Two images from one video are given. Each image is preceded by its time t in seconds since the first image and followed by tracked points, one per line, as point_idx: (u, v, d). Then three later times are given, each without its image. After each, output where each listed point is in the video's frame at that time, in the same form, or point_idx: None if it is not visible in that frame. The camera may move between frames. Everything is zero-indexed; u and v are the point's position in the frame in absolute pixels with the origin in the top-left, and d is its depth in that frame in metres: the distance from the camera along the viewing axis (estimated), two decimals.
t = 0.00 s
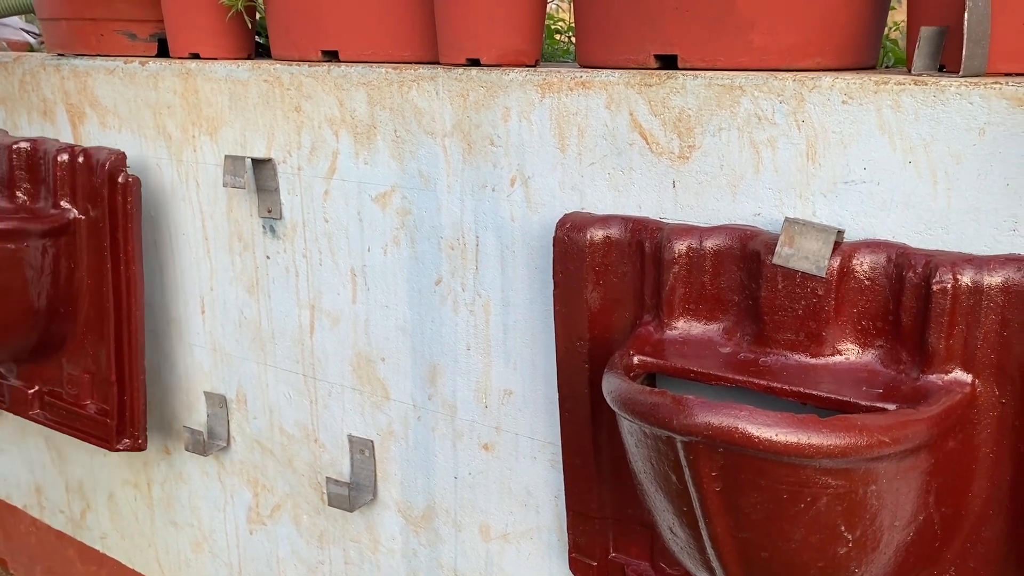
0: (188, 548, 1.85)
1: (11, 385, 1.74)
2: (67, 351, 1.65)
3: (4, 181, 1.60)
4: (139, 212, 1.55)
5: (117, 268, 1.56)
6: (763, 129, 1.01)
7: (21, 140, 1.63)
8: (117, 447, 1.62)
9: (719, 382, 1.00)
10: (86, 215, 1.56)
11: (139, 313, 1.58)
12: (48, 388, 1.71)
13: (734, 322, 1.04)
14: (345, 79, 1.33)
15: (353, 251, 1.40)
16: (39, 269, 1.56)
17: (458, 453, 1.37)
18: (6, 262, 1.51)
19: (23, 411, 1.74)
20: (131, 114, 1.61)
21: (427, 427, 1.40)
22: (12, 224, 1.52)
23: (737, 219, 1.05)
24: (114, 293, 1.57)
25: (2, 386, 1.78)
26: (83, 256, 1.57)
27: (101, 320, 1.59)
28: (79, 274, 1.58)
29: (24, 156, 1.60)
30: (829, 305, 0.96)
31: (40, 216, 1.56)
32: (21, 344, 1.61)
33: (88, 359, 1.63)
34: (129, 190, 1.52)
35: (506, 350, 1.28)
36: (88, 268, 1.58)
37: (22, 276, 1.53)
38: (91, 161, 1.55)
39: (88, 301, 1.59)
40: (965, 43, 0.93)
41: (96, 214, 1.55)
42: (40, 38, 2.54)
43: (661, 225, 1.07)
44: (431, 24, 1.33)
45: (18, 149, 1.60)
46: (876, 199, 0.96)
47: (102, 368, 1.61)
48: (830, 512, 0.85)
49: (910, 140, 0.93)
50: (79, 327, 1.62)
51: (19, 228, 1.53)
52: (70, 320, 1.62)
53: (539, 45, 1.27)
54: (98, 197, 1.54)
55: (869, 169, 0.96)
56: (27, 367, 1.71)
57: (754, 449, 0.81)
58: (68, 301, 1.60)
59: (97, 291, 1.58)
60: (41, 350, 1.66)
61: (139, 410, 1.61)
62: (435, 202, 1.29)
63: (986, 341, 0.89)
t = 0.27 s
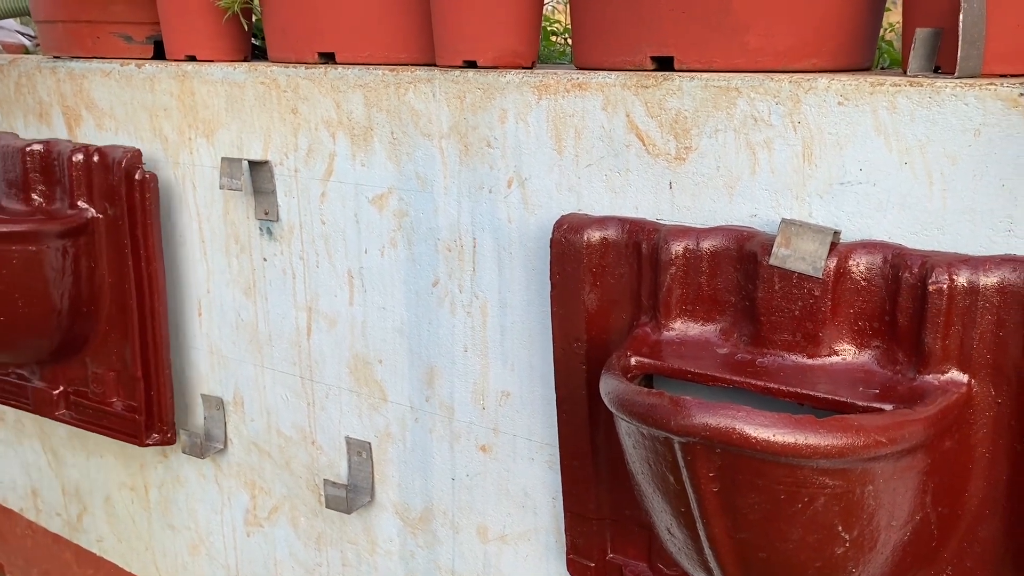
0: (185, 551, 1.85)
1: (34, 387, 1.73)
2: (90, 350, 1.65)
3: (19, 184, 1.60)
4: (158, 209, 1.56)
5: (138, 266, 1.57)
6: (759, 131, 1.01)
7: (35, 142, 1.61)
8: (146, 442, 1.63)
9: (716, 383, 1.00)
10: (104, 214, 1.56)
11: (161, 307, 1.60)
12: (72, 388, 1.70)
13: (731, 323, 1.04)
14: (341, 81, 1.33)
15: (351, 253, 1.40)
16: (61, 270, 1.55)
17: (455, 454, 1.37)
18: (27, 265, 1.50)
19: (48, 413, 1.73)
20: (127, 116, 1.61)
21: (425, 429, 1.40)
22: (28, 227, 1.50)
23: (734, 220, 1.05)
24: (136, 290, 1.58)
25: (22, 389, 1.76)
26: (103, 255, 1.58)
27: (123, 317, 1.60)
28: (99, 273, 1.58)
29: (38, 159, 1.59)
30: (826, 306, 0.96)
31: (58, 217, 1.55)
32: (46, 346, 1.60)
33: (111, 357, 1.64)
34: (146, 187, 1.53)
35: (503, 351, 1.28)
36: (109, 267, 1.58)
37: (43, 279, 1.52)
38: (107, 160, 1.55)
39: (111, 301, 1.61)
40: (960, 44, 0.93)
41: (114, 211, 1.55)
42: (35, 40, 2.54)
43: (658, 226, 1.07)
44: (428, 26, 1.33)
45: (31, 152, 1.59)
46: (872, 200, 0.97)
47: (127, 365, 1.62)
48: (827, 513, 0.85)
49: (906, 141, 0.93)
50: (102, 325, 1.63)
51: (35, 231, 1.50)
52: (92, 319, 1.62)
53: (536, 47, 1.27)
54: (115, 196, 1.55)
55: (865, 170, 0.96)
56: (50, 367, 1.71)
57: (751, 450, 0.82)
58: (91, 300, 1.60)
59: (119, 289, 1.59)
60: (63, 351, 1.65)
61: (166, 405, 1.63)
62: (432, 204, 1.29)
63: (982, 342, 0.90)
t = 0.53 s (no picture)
0: (182, 554, 1.84)
1: (39, 390, 1.73)
2: (98, 352, 1.65)
3: (27, 188, 1.61)
4: (169, 213, 1.57)
5: (148, 270, 1.58)
6: (753, 134, 1.02)
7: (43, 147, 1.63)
8: (154, 443, 1.64)
9: (711, 385, 1.00)
10: (113, 217, 1.57)
11: (169, 310, 1.60)
12: (79, 390, 1.70)
13: (727, 326, 1.04)
14: (337, 84, 1.33)
15: (346, 255, 1.40)
16: (70, 273, 1.55)
17: (451, 457, 1.37)
18: (36, 269, 1.50)
19: (53, 414, 1.73)
20: (122, 119, 1.61)
21: (421, 431, 1.40)
22: (37, 231, 1.50)
23: (729, 223, 1.06)
24: (146, 293, 1.58)
25: (27, 391, 1.76)
26: (112, 259, 1.59)
27: (133, 320, 1.60)
28: (109, 276, 1.59)
29: (46, 163, 1.60)
30: (820, 309, 0.96)
31: (67, 221, 1.55)
32: (54, 349, 1.60)
33: (119, 359, 1.64)
34: (157, 191, 1.54)
35: (499, 354, 1.28)
36: (118, 269, 1.59)
37: (54, 282, 1.52)
38: (117, 164, 1.56)
39: (119, 304, 1.61)
40: (954, 47, 0.93)
41: (124, 215, 1.56)
42: (31, 44, 2.54)
43: (654, 229, 1.08)
44: (423, 29, 1.33)
45: (39, 156, 1.60)
46: (866, 203, 0.97)
47: (136, 367, 1.62)
48: (822, 515, 0.86)
49: (900, 144, 0.93)
50: (112, 327, 1.63)
51: (45, 235, 1.51)
52: (100, 321, 1.62)
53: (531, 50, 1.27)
54: (126, 199, 1.55)
55: (859, 173, 0.96)
56: (55, 370, 1.71)
57: (746, 452, 0.82)
58: (100, 303, 1.60)
59: (129, 292, 1.60)
60: (71, 354, 1.65)
61: (176, 406, 1.64)
62: (428, 207, 1.29)
63: (976, 344, 0.90)
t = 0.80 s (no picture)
0: (180, 556, 1.84)
1: (45, 393, 1.73)
2: (104, 354, 1.66)
3: (34, 192, 1.62)
4: (177, 216, 1.58)
5: (155, 273, 1.59)
6: (753, 135, 1.01)
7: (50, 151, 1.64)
8: (161, 446, 1.66)
9: (711, 388, 1.00)
10: (121, 220, 1.58)
11: (178, 312, 1.61)
12: (85, 393, 1.71)
13: (726, 327, 1.04)
14: (336, 86, 1.33)
15: (345, 257, 1.39)
16: (77, 276, 1.55)
17: (450, 460, 1.37)
18: (44, 272, 1.50)
19: (59, 417, 1.73)
20: (121, 121, 1.60)
21: (420, 433, 1.40)
22: (46, 232, 1.50)
23: (728, 224, 1.06)
24: (153, 294, 1.60)
25: (33, 395, 1.76)
26: (120, 262, 1.59)
27: (140, 323, 1.62)
28: (116, 279, 1.60)
29: (53, 167, 1.61)
30: (820, 310, 0.96)
31: (74, 224, 1.57)
32: (61, 352, 1.60)
33: (126, 362, 1.65)
34: (164, 195, 1.56)
35: (499, 356, 1.28)
36: (125, 273, 1.60)
37: (62, 285, 1.52)
38: (124, 168, 1.57)
39: (126, 307, 1.62)
40: (953, 49, 0.93)
41: (132, 218, 1.57)
42: (29, 45, 2.53)
43: (653, 231, 1.07)
44: (423, 31, 1.33)
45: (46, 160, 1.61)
46: (866, 205, 0.97)
47: (143, 369, 1.63)
48: (822, 517, 0.85)
49: (900, 146, 0.93)
50: (118, 330, 1.63)
51: (53, 237, 1.50)
52: (107, 324, 1.63)
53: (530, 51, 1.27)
54: (133, 202, 1.56)
55: (858, 175, 0.96)
56: (61, 373, 1.71)
57: (746, 455, 0.82)
58: (107, 306, 1.61)
59: (136, 296, 1.61)
60: (77, 357, 1.65)
61: (182, 407, 1.65)
62: (427, 209, 1.29)
63: (976, 346, 0.90)
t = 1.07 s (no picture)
0: (182, 557, 1.84)
1: (56, 396, 1.72)
2: (116, 357, 1.65)
3: (44, 195, 1.61)
4: (185, 219, 1.57)
5: (164, 276, 1.58)
6: (755, 135, 1.02)
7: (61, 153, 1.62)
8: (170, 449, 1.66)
9: (713, 388, 1.00)
10: (130, 223, 1.57)
11: (187, 314, 1.61)
12: (96, 396, 1.70)
13: (728, 328, 1.04)
14: (338, 87, 1.33)
15: (347, 258, 1.39)
16: (87, 279, 1.54)
17: (452, 460, 1.37)
18: (54, 275, 1.50)
19: (71, 420, 1.73)
20: (123, 121, 1.61)
21: (422, 434, 1.40)
22: (55, 236, 1.49)
23: (731, 225, 1.06)
24: (162, 296, 1.59)
25: (45, 398, 1.75)
26: (129, 265, 1.58)
27: (150, 325, 1.61)
28: (126, 282, 1.59)
29: (63, 169, 1.60)
30: (822, 311, 0.96)
31: (84, 227, 1.55)
32: (72, 355, 1.59)
33: (137, 365, 1.64)
34: (173, 197, 1.55)
35: (501, 357, 1.28)
36: (135, 276, 1.59)
37: (71, 287, 1.52)
38: (134, 170, 1.56)
39: (135, 309, 1.61)
40: (955, 49, 0.93)
41: (141, 221, 1.57)
42: (31, 46, 2.54)
43: (655, 231, 1.08)
44: (425, 32, 1.33)
45: (57, 162, 1.60)
46: (868, 205, 0.97)
47: (153, 372, 1.62)
48: (825, 517, 0.85)
49: (902, 146, 0.93)
50: (128, 332, 1.63)
51: (62, 240, 1.50)
52: (117, 327, 1.62)
53: (532, 52, 1.27)
54: (142, 205, 1.56)
55: (861, 175, 0.96)
56: (73, 376, 1.71)
57: (749, 455, 0.82)
58: (117, 309, 1.60)
59: (145, 298, 1.60)
60: (88, 360, 1.64)
61: (192, 410, 1.64)
62: (429, 209, 1.29)
63: (979, 346, 0.90)
